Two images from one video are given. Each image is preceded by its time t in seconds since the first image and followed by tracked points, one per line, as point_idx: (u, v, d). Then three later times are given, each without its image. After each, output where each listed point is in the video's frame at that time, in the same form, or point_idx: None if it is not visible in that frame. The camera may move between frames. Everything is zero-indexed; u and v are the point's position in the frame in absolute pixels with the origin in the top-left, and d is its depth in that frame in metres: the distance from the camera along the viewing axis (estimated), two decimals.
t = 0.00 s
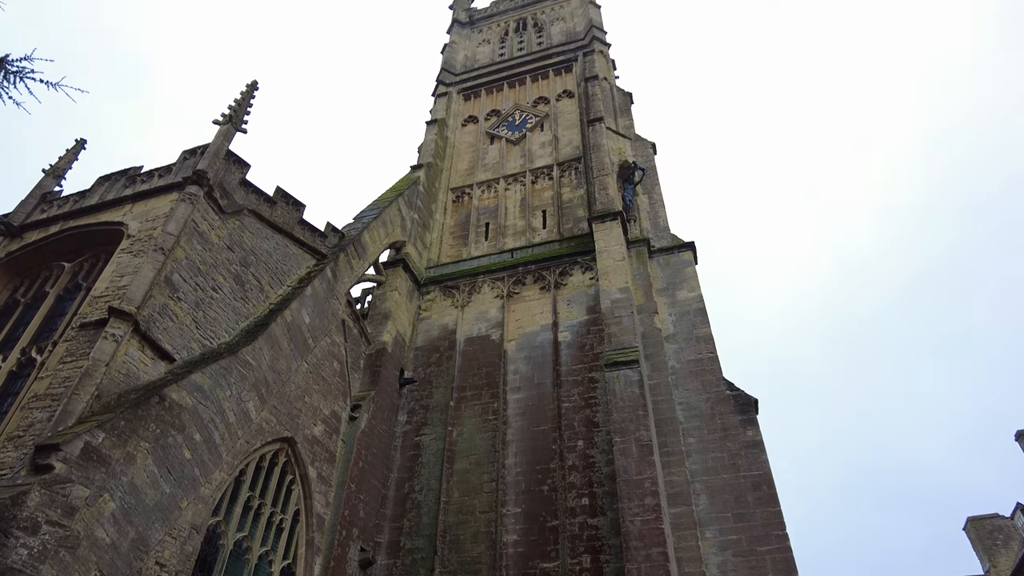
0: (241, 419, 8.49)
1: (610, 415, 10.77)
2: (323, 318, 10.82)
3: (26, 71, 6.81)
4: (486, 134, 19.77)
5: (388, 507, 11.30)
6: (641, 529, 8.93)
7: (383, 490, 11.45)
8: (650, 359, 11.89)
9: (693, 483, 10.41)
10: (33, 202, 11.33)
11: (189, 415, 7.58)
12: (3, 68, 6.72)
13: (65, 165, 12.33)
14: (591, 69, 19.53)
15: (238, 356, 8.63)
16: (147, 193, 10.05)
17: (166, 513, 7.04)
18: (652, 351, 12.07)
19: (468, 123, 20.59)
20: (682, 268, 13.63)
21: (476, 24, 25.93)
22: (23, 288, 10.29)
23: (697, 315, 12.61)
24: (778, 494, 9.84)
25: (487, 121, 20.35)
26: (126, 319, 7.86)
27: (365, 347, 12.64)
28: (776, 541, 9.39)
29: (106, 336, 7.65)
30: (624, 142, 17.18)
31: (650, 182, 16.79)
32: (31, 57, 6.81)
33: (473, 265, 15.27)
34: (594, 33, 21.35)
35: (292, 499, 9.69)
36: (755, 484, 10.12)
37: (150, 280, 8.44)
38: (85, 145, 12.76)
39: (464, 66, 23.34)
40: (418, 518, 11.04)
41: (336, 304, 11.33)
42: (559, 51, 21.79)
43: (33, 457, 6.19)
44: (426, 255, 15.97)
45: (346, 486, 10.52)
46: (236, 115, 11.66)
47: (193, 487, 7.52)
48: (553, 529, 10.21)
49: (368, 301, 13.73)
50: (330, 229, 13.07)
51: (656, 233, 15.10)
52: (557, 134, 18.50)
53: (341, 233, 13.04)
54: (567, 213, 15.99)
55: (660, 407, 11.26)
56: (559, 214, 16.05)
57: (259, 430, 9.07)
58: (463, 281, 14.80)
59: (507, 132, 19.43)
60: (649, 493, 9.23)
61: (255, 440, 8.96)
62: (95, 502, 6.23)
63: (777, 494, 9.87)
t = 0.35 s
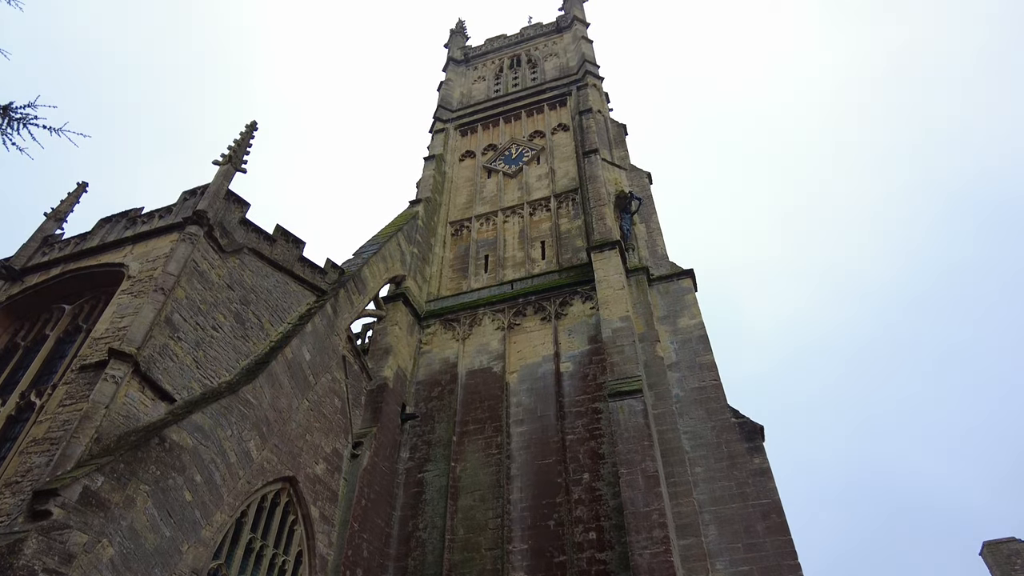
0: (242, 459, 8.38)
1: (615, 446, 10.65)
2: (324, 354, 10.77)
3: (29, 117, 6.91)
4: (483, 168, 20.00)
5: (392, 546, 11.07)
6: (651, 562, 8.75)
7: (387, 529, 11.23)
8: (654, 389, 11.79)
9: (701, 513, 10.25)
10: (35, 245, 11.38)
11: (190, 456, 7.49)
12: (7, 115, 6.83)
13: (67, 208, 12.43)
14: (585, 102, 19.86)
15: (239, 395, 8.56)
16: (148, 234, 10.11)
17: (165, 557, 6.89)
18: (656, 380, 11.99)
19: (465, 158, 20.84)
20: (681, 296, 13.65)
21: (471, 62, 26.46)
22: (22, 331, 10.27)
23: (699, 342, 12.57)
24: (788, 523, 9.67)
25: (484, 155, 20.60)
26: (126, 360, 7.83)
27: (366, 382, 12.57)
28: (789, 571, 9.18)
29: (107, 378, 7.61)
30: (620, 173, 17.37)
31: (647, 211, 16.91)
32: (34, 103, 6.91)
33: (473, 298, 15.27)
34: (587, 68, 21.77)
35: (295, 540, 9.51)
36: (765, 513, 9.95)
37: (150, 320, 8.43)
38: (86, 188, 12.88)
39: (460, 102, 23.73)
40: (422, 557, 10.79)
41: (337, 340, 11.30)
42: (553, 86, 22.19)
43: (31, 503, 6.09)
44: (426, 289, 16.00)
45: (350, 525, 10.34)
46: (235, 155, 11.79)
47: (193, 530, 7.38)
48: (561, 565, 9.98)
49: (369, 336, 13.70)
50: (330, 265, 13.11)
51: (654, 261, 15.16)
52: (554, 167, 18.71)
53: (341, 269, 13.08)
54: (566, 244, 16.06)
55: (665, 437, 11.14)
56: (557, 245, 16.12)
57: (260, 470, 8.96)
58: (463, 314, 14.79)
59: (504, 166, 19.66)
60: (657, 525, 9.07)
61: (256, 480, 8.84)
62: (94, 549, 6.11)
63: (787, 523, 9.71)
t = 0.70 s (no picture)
0: (248, 492, 8.29)
1: (623, 465, 10.54)
2: (327, 383, 10.72)
3: (30, 157, 6.97)
4: (480, 192, 20.12)
5: None
6: None
7: (396, 559, 11.07)
8: (660, 406, 11.69)
9: (713, 531, 10.12)
10: (36, 283, 11.40)
11: (195, 490, 7.42)
12: (8, 155, 6.90)
13: (67, 245, 12.48)
14: (580, 123, 20.05)
15: (243, 427, 8.50)
16: (148, 268, 10.14)
17: None
18: (661, 397, 11.92)
19: (462, 182, 20.97)
20: (683, 312, 13.64)
21: (465, 88, 26.78)
22: (24, 370, 10.24)
23: (703, 358, 12.53)
24: (801, 538, 9.54)
25: (481, 179, 20.74)
26: (129, 395, 7.80)
27: (370, 410, 12.50)
28: None
29: (110, 414, 7.57)
30: (617, 192, 17.47)
31: (645, 228, 16.96)
32: (35, 143, 6.98)
33: (474, 321, 15.26)
34: (580, 90, 22.02)
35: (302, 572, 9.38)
36: (777, 528, 9.83)
37: (152, 355, 8.41)
38: (86, 225, 12.94)
39: (456, 128, 23.97)
40: None
41: (340, 368, 11.26)
42: (548, 109, 22.42)
43: (34, 544, 6.02)
44: (427, 314, 15.98)
45: (357, 555, 10.20)
46: (234, 188, 11.87)
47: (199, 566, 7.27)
48: None
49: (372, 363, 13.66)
50: (331, 293, 13.12)
51: (655, 278, 15.18)
52: (551, 188, 18.83)
53: (341, 297, 13.08)
54: (566, 264, 16.09)
55: (674, 455, 11.04)
56: (557, 265, 16.14)
57: (266, 502, 8.86)
58: (465, 337, 14.76)
59: (501, 189, 19.78)
60: (669, 545, 8.95)
61: (262, 513, 8.75)
62: None
63: (801, 537, 9.58)
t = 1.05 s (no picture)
0: (261, 511, 8.26)
1: (636, 468, 10.48)
2: (336, 398, 10.70)
3: (31, 186, 7.02)
4: (480, 201, 20.15)
5: None
6: None
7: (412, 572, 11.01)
8: (671, 406, 11.64)
9: (730, 530, 10.04)
10: (43, 311, 11.44)
11: (208, 511, 7.39)
12: (9, 185, 6.94)
13: (72, 273, 12.52)
14: (576, 128, 20.08)
15: (253, 446, 8.48)
16: (153, 291, 10.17)
17: None
18: (671, 398, 11.87)
19: (462, 192, 21.02)
20: (689, 311, 13.60)
21: (460, 99, 26.89)
22: (34, 399, 10.26)
23: (712, 357, 12.49)
24: (819, 533, 9.47)
25: (480, 188, 20.77)
26: (138, 419, 7.81)
27: (380, 423, 12.47)
28: None
29: (120, 439, 7.58)
30: (617, 194, 17.48)
31: (647, 229, 16.95)
32: (36, 172, 7.03)
33: (480, 330, 15.25)
34: (574, 95, 22.07)
35: None
36: (794, 524, 9.75)
37: (160, 377, 8.43)
38: (90, 251, 13.00)
39: (453, 138, 24.04)
40: None
41: (348, 383, 11.24)
42: (544, 115, 22.48)
43: (49, 572, 6.00)
44: (432, 325, 15.97)
45: (374, 570, 10.15)
46: (235, 208, 11.92)
47: None
48: None
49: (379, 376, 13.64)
50: (336, 308, 13.13)
51: (659, 278, 15.15)
52: (550, 194, 18.85)
53: (346, 311, 13.08)
54: (569, 268, 16.08)
55: (686, 455, 10.98)
56: (560, 270, 16.13)
57: (279, 520, 8.83)
58: (472, 346, 14.74)
59: (501, 197, 19.81)
60: (686, 546, 8.89)
61: (276, 531, 8.73)
62: None
63: (818, 532, 9.50)
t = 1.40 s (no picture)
0: (286, 519, 8.31)
1: (658, 459, 10.43)
2: (354, 404, 10.73)
3: (43, 209, 7.07)
4: (487, 200, 20.14)
5: None
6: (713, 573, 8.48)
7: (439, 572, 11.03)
8: (690, 395, 11.58)
9: (756, 517, 9.97)
10: (61, 333, 11.56)
11: (234, 522, 7.44)
12: (22, 210, 7.01)
13: (87, 293, 12.64)
14: (579, 122, 20.01)
15: (275, 456, 8.52)
16: (168, 307, 10.25)
17: None
18: (689, 387, 11.81)
19: (467, 192, 21.01)
20: (703, 300, 13.53)
21: (461, 99, 26.88)
22: (57, 420, 10.38)
23: (728, 344, 12.41)
24: (846, 516, 9.39)
25: (486, 187, 20.76)
26: (160, 434, 7.88)
27: (399, 427, 12.51)
28: (855, 566, 8.86)
29: (143, 455, 7.65)
30: (624, 185, 17.40)
31: (655, 219, 16.87)
32: (47, 195, 7.10)
33: (493, 329, 15.25)
34: (575, 88, 21.99)
35: None
36: (821, 508, 9.67)
37: (179, 392, 8.50)
38: (103, 271, 13.12)
39: (456, 139, 24.04)
40: None
41: (366, 388, 11.27)
42: (545, 110, 22.42)
43: None
44: (446, 326, 15.99)
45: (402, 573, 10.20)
46: (244, 220, 11.99)
47: None
48: None
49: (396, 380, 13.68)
50: (349, 314, 13.17)
51: (670, 268, 15.07)
52: (557, 189, 18.80)
53: (359, 317, 13.12)
54: (579, 262, 16.03)
55: (708, 444, 10.91)
56: (570, 265, 16.08)
57: (304, 529, 8.87)
58: (486, 346, 14.74)
59: (507, 195, 19.78)
60: (712, 534, 8.84)
61: (302, 538, 8.80)
62: None
63: (845, 515, 9.42)
